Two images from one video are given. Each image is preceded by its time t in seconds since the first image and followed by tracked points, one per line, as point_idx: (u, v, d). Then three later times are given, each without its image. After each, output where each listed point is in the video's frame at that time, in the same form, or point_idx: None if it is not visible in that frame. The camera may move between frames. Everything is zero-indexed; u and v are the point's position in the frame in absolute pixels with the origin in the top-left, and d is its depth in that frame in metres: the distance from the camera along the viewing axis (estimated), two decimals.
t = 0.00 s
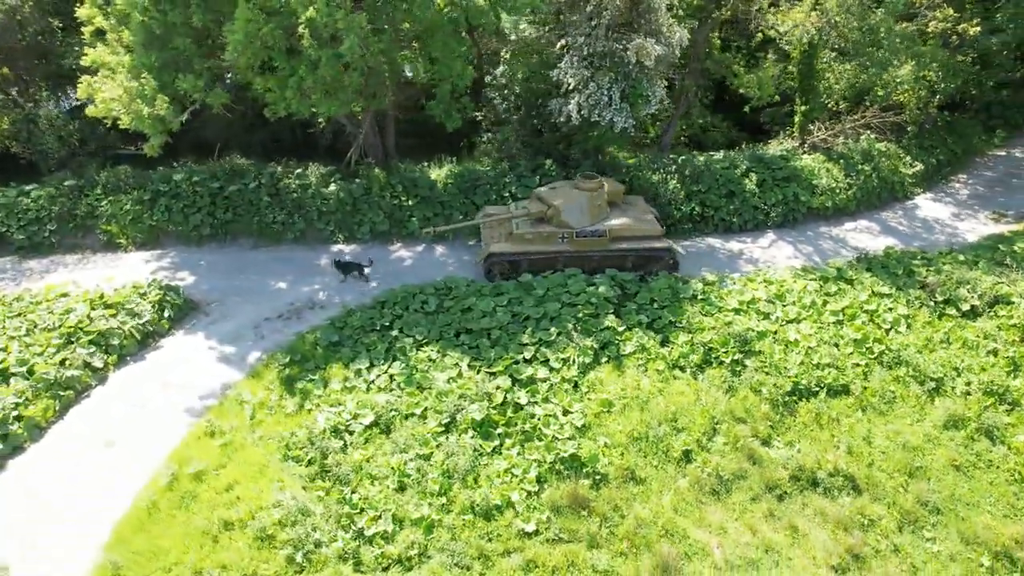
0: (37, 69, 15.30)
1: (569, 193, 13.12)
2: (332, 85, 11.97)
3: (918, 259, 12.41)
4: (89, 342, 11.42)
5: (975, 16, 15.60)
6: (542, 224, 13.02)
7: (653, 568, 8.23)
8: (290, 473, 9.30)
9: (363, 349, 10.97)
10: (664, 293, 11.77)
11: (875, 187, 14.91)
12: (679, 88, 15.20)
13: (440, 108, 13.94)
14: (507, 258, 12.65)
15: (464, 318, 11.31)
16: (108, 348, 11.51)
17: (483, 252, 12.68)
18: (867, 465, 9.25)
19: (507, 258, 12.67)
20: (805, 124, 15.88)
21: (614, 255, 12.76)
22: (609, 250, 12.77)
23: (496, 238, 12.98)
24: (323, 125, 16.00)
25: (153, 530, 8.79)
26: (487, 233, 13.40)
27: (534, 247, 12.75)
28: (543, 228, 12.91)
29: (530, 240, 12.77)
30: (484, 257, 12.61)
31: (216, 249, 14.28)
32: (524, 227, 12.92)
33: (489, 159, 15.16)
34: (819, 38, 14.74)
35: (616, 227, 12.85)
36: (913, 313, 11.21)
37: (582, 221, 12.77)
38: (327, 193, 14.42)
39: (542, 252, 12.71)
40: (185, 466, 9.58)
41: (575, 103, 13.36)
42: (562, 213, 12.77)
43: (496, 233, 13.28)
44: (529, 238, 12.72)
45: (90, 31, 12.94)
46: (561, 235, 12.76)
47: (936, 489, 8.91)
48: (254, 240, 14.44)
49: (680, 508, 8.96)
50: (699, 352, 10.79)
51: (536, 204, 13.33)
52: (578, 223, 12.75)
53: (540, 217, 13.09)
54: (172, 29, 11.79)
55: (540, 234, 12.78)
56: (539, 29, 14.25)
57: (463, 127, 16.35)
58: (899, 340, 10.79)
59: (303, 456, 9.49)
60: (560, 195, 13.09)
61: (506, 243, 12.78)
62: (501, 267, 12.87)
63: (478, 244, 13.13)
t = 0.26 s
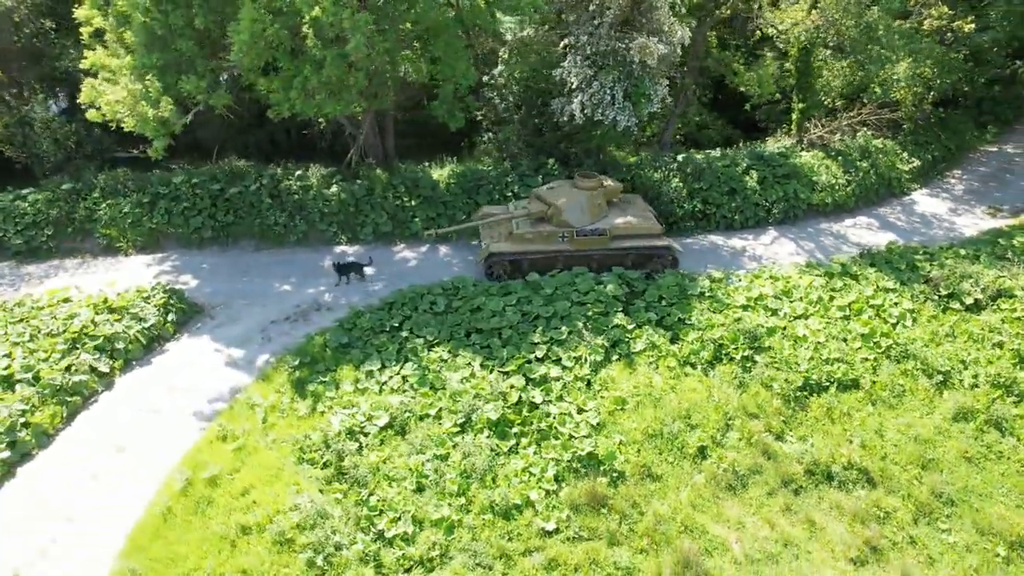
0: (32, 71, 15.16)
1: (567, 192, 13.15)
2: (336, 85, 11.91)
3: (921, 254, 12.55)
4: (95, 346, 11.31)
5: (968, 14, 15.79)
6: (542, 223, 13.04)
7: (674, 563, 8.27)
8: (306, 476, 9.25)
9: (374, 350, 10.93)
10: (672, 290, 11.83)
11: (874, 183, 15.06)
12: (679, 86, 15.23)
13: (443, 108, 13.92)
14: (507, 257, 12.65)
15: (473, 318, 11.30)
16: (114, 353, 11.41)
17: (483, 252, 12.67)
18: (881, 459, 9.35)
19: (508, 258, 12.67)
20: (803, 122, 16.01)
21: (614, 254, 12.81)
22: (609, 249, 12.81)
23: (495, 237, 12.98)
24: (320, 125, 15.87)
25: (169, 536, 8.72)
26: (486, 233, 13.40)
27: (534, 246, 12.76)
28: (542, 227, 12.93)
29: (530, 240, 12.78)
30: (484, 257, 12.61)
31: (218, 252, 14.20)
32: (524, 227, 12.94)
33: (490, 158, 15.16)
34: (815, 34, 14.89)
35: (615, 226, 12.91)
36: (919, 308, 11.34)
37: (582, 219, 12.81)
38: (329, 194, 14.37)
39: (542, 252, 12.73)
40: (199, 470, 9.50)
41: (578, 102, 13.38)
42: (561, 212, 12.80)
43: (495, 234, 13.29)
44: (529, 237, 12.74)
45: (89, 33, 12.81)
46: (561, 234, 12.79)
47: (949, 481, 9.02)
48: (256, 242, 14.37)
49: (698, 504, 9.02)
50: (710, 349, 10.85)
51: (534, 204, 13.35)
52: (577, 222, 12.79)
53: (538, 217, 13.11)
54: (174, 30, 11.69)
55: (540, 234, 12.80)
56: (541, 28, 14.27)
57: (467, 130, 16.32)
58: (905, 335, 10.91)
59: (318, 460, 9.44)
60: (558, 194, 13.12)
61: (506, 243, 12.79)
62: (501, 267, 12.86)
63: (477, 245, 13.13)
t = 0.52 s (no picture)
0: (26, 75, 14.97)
1: (566, 190, 13.19)
2: (342, 86, 11.86)
3: (923, 248, 12.71)
4: (102, 351, 11.19)
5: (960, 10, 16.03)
6: (542, 222, 13.08)
7: (699, 558, 8.33)
8: (325, 479, 9.19)
9: (387, 351, 10.90)
10: (681, 287, 11.91)
11: (871, 178, 15.23)
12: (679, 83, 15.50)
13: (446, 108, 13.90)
14: (508, 257, 12.68)
15: (485, 318, 11.30)
16: (122, 358, 11.30)
17: (484, 251, 12.69)
18: (896, 450, 9.47)
19: (509, 258, 12.70)
20: (800, 119, 16.15)
21: (614, 252, 12.88)
22: (610, 247, 12.88)
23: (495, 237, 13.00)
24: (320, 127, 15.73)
25: (190, 542, 8.63)
26: (485, 233, 13.41)
27: (535, 245, 12.80)
28: (542, 226, 12.97)
29: (531, 239, 12.82)
30: (485, 257, 12.63)
31: (220, 255, 14.09)
32: (524, 226, 12.97)
33: (492, 158, 15.16)
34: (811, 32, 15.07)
35: (615, 224, 12.97)
36: (925, 301, 11.49)
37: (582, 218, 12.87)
38: (332, 195, 14.30)
39: (543, 251, 12.77)
40: (216, 475, 9.41)
41: (582, 101, 13.43)
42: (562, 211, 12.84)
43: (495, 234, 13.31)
44: (530, 237, 12.77)
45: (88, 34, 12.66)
46: (562, 233, 12.84)
47: (964, 471, 9.16)
48: (258, 244, 14.28)
49: (718, 498, 9.10)
50: (721, 345, 10.93)
51: (533, 203, 13.38)
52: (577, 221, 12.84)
53: (538, 216, 13.15)
54: (177, 31, 11.59)
55: (541, 233, 12.84)
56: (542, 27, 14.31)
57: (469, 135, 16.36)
58: (913, 327, 11.05)
59: (336, 462, 9.39)
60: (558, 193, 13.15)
61: (507, 242, 12.81)
62: (502, 266, 12.89)
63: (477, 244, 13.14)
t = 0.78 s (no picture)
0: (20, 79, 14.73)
1: (566, 189, 13.20)
2: (348, 86, 11.83)
3: (925, 243, 12.86)
4: (109, 357, 11.09)
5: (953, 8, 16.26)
6: (542, 222, 13.08)
7: (720, 553, 8.40)
8: (343, 481, 9.16)
9: (399, 352, 10.88)
10: (689, 285, 11.98)
11: (869, 175, 15.39)
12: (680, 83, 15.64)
13: (448, 108, 13.91)
14: (509, 257, 12.67)
15: (495, 318, 11.31)
16: (129, 363, 11.21)
17: (485, 251, 12.67)
18: (908, 443, 9.58)
19: (510, 257, 12.69)
20: (797, 116, 16.28)
21: (615, 251, 12.92)
22: (611, 246, 12.92)
23: (495, 236, 12.98)
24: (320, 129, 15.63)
25: (209, 547, 8.57)
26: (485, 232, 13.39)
27: (536, 245, 12.81)
28: (542, 226, 12.98)
29: (532, 238, 12.82)
30: (487, 257, 12.61)
31: (223, 258, 14.01)
32: (525, 226, 12.96)
33: (494, 158, 15.17)
34: (809, 30, 15.22)
35: (615, 224, 13.01)
36: (929, 295, 11.64)
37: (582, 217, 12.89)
38: (335, 197, 14.26)
39: (544, 250, 12.78)
40: (232, 480, 9.35)
41: (585, 100, 13.48)
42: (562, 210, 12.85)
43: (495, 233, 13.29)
44: (530, 236, 12.77)
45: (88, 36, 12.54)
46: (562, 232, 12.85)
47: (975, 462, 9.29)
48: (261, 247, 14.21)
49: (735, 493, 9.18)
50: (731, 341, 11.01)
51: (532, 203, 13.38)
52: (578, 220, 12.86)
53: (538, 215, 13.15)
54: (180, 33, 11.52)
55: (541, 232, 12.84)
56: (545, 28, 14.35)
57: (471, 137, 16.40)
58: (919, 322, 11.18)
59: (352, 464, 9.37)
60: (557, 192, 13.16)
61: (508, 242, 12.80)
62: (503, 266, 12.88)
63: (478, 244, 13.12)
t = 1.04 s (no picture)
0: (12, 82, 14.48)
1: (565, 189, 13.23)
2: (355, 87, 11.79)
3: (926, 238, 13.03)
4: (118, 362, 10.99)
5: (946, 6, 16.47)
6: (543, 222, 13.10)
7: (741, 548, 8.48)
8: (361, 483, 9.13)
9: (411, 353, 10.86)
10: (696, 282, 12.06)
11: (867, 171, 15.55)
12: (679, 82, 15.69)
13: (452, 108, 13.90)
14: (511, 257, 12.69)
15: (506, 318, 11.32)
16: (137, 367, 11.11)
17: (486, 252, 12.68)
18: (919, 436, 9.71)
19: (511, 258, 12.71)
20: (795, 114, 16.42)
21: (615, 250, 12.97)
22: (611, 245, 12.97)
23: (496, 237, 12.99)
24: (320, 129, 15.56)
25: (230, 552, 8.51)
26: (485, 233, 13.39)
27: (537, 245, 12.83)
28: (543, 226, 13.00)
29: (532, 238, 12.83)
30: (488, 257, 12.62)
31: (226, 260, 13.92)
32: (525, 226, 12.98)
33: (496, 158, 15.19)
34: (807, 28, 15.36)
35: (615, 223, 13.06)
36: (933, 290, 11.79)
37: (582, 217, 12.92)
38: (338, 198, 14.21)
39: (545, 250, 12.80)
40: (249, 484, 9.29)
41: (589, 99, 13.52)
42: (562, 210, 12.87)
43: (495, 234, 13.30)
44: (531, 236, 12.79)
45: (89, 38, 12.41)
46: (563, 232, 12.88)
47: (986, 454, 9.43)
48: (264, 249, 14.13)
49: (752, 488, 9.26)
50: (741, 338, 11.10)
51: (532, 203, 13.39)
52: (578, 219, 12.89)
53: (538, 215, 13.17)
54: (185, 35, 11.44)
55: (542, 232, 12.86)
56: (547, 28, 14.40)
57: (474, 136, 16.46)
58: (924, 316, 11.32)
59: (370, 466, 9.35)
60: (557, 192, 13.18)
61: (509, 242, 12.82)
62: (504, 266, 12.89)
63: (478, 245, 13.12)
